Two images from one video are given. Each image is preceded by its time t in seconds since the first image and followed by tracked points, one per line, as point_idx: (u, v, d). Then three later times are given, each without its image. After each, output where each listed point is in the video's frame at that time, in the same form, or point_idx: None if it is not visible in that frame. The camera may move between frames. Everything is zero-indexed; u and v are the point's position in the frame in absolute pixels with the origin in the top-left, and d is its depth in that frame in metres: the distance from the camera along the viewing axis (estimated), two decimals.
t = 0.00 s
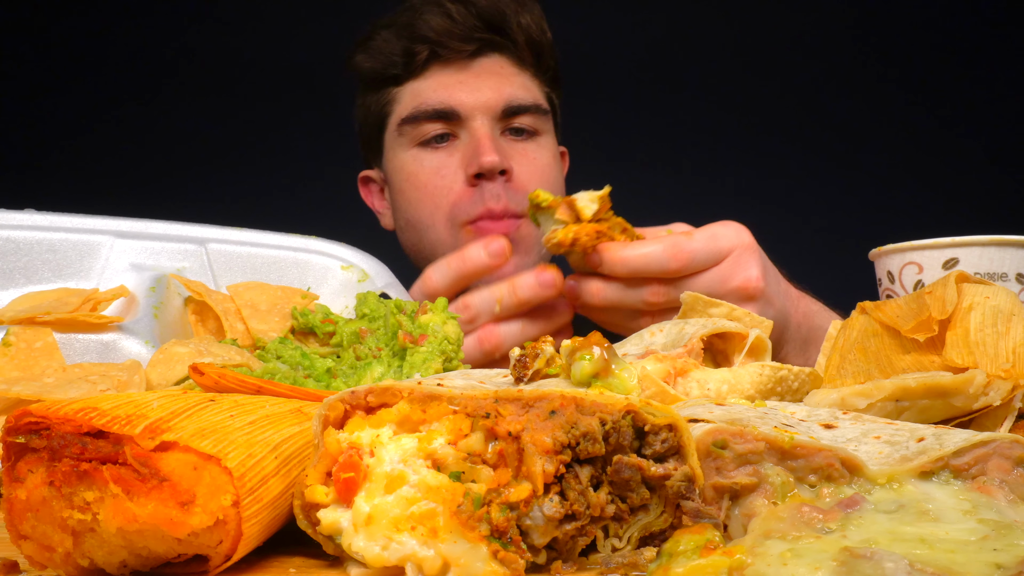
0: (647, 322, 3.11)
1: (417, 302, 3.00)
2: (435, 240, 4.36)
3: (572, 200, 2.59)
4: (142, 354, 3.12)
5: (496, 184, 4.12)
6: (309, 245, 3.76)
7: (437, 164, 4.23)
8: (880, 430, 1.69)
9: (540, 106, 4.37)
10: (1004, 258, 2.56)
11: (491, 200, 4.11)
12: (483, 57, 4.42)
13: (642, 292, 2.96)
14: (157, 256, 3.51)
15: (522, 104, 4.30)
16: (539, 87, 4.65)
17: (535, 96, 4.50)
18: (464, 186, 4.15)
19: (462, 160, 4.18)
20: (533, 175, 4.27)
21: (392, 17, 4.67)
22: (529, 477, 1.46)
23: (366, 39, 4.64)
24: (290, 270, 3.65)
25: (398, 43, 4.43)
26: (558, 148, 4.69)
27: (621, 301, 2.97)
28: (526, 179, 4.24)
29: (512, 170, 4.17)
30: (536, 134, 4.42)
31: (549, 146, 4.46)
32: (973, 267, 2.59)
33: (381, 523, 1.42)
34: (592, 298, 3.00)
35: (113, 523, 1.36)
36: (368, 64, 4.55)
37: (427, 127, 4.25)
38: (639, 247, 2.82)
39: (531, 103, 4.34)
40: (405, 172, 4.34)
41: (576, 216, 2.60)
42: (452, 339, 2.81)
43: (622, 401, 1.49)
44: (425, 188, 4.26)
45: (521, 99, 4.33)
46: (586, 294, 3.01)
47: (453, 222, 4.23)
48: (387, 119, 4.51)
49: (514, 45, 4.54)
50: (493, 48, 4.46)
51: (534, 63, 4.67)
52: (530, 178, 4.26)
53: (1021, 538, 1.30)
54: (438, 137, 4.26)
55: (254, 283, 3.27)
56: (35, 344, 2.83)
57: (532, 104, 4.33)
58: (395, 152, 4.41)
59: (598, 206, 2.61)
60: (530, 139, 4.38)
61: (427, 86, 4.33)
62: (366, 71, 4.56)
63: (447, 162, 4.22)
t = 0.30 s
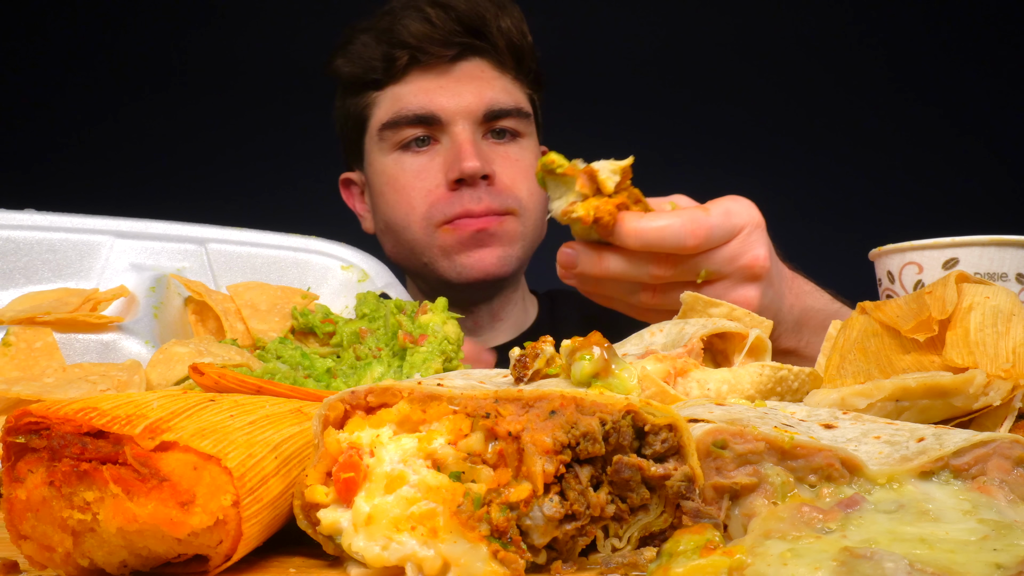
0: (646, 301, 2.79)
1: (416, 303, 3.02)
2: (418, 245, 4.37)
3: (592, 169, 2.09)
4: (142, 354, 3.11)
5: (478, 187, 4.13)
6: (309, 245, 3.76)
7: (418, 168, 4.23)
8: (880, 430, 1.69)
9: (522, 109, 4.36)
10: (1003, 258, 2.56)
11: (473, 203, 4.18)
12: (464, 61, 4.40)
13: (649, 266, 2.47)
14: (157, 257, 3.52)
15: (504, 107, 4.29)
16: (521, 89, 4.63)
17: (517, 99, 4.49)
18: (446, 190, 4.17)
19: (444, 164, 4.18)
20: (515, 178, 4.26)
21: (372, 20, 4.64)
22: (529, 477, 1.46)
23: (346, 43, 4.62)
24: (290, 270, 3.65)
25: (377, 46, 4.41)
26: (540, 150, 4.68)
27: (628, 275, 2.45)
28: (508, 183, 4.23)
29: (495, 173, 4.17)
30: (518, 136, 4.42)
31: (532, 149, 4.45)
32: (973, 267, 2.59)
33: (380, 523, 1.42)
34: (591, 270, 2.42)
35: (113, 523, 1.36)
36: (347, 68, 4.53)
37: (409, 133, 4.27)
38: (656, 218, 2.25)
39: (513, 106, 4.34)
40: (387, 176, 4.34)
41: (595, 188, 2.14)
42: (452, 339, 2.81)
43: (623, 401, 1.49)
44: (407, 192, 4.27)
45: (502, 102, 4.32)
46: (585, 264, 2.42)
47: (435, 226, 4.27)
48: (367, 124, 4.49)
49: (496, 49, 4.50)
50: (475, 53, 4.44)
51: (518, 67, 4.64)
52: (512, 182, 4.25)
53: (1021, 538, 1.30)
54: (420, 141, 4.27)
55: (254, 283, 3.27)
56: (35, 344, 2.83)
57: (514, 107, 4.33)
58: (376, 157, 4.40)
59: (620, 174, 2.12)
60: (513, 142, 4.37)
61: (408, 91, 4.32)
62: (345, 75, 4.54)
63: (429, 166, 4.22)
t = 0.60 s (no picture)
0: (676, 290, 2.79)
1: (416, 303, 3.02)
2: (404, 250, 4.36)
3: (642, 154, 2.09)
4: (142, 354, 3.11)
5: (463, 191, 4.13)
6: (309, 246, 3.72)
7: (402, 172, 4.22)
8: (880, 430, 1.69)
9: (506, 108, 4.35)
10: (1004, 258, 2.56)
11: (457, 208, 4.18)
12: (445, 60, 4.35)
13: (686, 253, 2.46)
14: (157, 257, 3.52)
15: (487, 108, 4.28)
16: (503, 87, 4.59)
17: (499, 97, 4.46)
18: (431, 195, 4.16)
19: (428, 168, 4.17)
20: (500, 180, 4.27)
21: (350, 21, 4.61)
22: (529, 477, 1.46)
23: (324, 44, 4.60)
24: (290, 270, 3.64)
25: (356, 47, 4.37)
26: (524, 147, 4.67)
27: (663, 261, 2.46)
28: (492, 185, 4.23)
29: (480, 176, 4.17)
30: (502, 136, 4.41)
31: (516, 148, 4.45)
32: (973, 267, 2.59)
33: (381, 523, 1.42)
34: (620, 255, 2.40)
35: (113, 523, 1.36)
36: (326, 70, 4.50)
37: (391, 135, 4.24)
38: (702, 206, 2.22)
39: (497, 106, 4.33)
40: (371, 180, 4.32)
41: (642, 172, 2.13)
42: (452, 340, 2.83)
43: (622, 401, 1.49)
44: (391, 196, 4.25)
45: (485, 102, 4.30)
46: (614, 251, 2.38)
47: (419, 231, 4.26)
48: (350, 126, 4.46)
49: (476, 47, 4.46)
50: (456, 51, 4.40)
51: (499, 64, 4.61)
52: (497, 184, 4.25)
53: (1021, 539, 1.30)
54: (403, 145, 4.25)
55: (254, 283, 3.27)
56: (35, 344, 2.84)
57: (497, 108, 4.31)
58: (360, 160, 4.38)
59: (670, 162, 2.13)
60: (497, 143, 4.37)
61: (389, 93, 4.28)
62: (324, 76, 4.51)
63: (414, 170, 4.20)
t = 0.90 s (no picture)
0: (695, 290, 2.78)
1: (416, 303, 3.01)
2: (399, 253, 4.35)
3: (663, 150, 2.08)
4: (142, 354, 3.11)
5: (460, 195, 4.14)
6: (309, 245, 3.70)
7: (398, 175, 4.21)
8: (880, 430, 1.69)
9: (502, 110, 4.36)
10: (1004, 258, 2.56)
11: (454, 212, 4.19)
12: (441, 59, 4.33)
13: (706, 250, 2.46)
14: (157, 257, 3.51)
15: (484, 109, 4.28)
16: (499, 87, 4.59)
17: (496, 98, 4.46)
18: (428, 198, 4.16)
19: (424, 171, 4.17)
20: (497, 182, 4.29)
21: (342, 17, 4.58)
22: (529, 477, 1.46)
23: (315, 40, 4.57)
24: (290, 270, 3.64)
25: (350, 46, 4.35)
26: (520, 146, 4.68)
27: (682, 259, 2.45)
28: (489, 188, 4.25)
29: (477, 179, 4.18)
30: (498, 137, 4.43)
31: (512, 150, 4.47)
32: (973, 268, 2.59)
33: (381, 523, 1.42)
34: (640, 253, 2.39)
35: (113, 523, 1.36)
36: (317, 69, 4.48)
37: (387, 137, 4.23)
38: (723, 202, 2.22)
39: (494, 107, 4.33)
40: (366, 182, 4.31)
41: (664, 167, 2.12)
42: (452, 340, 2.83)
43: (623, 401, 1.49)
44: (387, 199, 4.24)
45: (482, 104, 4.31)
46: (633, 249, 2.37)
47: (415, 235, 4.25)
48: (344, 126, 4.44)
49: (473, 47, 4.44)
50: (452, 51, 4.37)
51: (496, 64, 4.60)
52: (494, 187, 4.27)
53: (1021, 538, 1.30)
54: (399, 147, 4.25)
55: (254, 283, 3.27)
56: (35, 344, 2.84)
57: (494, 109, 4.32)
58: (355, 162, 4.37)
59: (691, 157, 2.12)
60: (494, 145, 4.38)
61: (384, 93, 4.26)
62: (316, 74, 4.48)
63: (410, 173, 4.20)
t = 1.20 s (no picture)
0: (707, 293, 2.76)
1: (416, 304, 3.01)
2: (390, 254, 4.35)
3: (663, 155, 2.09)
4: (142, 354, 3.11)
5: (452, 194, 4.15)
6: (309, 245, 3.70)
7: (390, 175, 4.21)
8: (880, 430, 1.69)
9: (495, 108, 4.37)
10: (1004, 258, 2.56)
11: (447, 211, 4.19)
12: (432, 58, 4.33)
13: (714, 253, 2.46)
14: (156, 256, 3.51)
15: (477, 107, 4.29)
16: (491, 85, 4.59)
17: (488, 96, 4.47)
18: (419, 198, 4.16)
19: (416, 170, 4.17)
20: (490, 181, 4.30)
21: (332, 15, 4.57)
22: (528, 477, 1.46)
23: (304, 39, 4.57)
24: (290, 270, 3.64)
25: (339, 45, 4.34)
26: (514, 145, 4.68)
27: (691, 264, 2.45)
28: (481, 187, 4.26)
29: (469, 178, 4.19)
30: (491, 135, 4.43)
31: (505, 148, 4.47)
32: (973, 268, 2.59)
33: (380, 523, 1.42)
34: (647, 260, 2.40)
35: (113, 523, 1.36)
36: (307, 67, 4.47)
37: (379, 137, 4.23)
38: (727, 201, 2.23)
39: (486, 106, 4.34)
40: (358, 182, 4.31)
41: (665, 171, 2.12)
42: (452, 340, 2.83)
43: (622, 401, 1.49)
44: (379, 199, 4.24)
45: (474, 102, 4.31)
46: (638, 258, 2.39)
47: (407, 235, 4.25)
48: (336, 126, 4.43)
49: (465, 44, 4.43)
50: (443, 48, 4.37)
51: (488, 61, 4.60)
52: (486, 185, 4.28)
53: (1020, 538, 1.30)
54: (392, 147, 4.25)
55: (254, 283, 3.27)
56: (35, 344, 2.84)
57: (486, 108, 4.33)
58: (348, 162, 4.37)
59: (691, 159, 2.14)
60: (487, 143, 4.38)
61: (376, 92, 4.26)
62: (305, 73, 4.48)
63: (402, 172, 4.20)
